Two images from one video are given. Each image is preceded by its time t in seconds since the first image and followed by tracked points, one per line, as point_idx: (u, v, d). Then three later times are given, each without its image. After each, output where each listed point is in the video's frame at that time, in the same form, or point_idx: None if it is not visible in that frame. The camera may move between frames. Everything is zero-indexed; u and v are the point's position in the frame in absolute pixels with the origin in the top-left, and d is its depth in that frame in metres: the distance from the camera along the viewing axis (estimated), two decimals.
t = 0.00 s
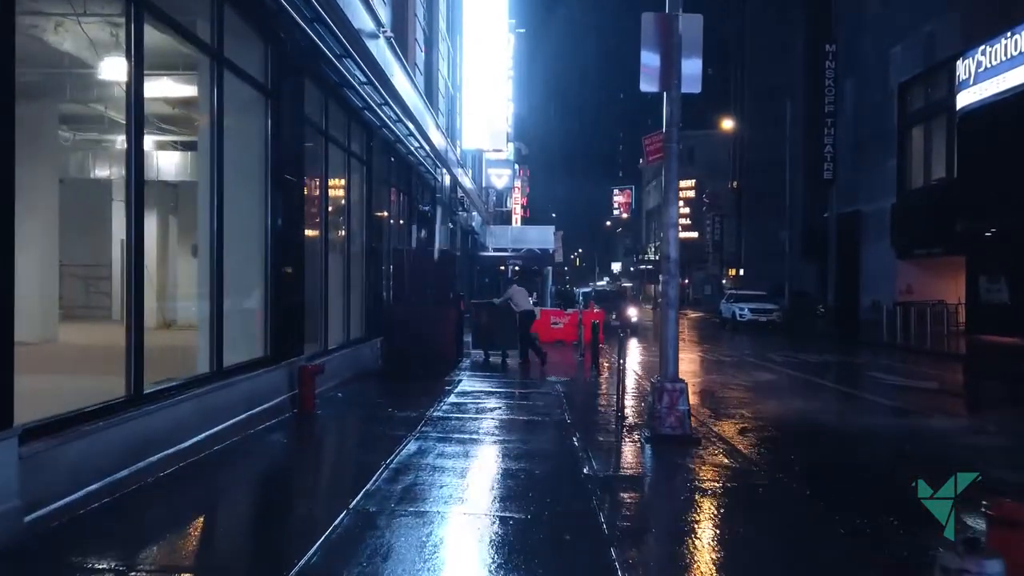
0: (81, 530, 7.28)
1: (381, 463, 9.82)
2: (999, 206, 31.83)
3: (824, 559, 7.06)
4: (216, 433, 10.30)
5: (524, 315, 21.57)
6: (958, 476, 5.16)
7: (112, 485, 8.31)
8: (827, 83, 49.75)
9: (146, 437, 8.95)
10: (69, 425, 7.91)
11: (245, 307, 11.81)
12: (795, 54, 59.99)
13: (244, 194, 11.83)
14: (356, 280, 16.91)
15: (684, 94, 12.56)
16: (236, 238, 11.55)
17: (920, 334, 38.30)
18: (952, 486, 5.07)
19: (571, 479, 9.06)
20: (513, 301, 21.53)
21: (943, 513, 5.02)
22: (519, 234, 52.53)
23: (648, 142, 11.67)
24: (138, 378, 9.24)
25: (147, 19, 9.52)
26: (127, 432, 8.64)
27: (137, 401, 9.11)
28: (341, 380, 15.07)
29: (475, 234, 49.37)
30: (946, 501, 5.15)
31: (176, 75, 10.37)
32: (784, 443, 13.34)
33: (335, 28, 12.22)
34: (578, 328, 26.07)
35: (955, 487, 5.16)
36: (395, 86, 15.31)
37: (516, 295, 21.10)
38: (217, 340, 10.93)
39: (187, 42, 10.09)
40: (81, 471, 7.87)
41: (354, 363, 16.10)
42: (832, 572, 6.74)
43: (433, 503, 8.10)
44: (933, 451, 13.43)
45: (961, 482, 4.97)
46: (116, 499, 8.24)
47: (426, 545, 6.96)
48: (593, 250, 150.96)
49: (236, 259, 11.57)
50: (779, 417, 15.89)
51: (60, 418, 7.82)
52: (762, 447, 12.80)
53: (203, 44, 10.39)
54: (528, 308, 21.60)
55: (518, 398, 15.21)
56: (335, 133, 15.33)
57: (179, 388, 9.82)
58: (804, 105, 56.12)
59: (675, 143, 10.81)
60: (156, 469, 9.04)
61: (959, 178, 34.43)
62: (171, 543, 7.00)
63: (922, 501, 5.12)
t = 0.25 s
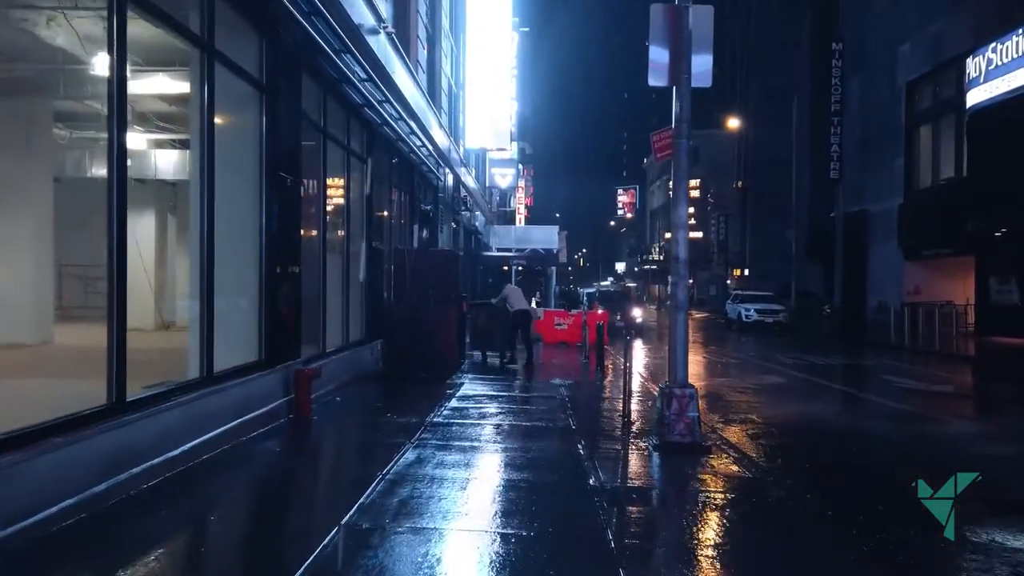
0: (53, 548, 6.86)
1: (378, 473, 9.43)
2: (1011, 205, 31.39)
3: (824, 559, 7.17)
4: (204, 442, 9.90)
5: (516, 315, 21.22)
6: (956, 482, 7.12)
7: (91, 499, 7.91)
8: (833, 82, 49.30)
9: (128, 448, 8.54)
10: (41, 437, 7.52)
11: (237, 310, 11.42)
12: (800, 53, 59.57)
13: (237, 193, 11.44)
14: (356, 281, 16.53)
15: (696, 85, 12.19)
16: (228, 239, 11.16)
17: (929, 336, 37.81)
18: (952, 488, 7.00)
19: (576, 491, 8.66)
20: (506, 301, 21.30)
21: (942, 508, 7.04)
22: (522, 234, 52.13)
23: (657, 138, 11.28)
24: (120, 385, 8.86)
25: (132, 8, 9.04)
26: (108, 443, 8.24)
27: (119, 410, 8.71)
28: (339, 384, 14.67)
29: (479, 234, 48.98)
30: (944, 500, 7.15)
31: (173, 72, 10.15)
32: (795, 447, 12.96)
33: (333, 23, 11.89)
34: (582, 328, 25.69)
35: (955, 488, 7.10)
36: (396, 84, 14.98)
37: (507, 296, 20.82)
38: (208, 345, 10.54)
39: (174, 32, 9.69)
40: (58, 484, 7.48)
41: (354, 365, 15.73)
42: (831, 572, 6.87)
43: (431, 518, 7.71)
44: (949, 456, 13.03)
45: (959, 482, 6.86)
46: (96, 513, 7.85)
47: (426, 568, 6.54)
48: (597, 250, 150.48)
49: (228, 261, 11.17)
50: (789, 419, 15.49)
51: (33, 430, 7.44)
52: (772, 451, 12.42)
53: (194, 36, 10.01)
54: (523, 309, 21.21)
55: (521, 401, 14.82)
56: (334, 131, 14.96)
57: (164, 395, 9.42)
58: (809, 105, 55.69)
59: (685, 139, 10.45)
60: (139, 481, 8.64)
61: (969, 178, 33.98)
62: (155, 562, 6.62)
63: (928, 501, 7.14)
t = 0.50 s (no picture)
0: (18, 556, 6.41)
1: (367, 477, 8.99)
2: (1017, 202, 30.96)
3: (825, 559, 6.89)
4: (185, 443, 9.44)
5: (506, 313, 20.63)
6: (954, 482, 7.34)
7: (59, 503, 7.43)
8: (836, 79, 48.87)
9: (101, 450, 8.05)
10: (5, 437, 7.02)
11: (222, 306, 10.95)
12: (803, 50, 59.13)
13: (222, 185, 10.98)
14: (349, 277, 16.09)
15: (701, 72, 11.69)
16: (212, 232, 10.70)
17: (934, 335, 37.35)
18: (952, 487, 7.20)
19: (576, 496, 8.22)
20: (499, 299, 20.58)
21: (942, 508, 7.25)
22: (523, 232, 51.70)
23: (660, 126, 10.84)
24: (92, 382, 8.30)
25: None
26: (78, 444, 7.75)
27: (89, 409, 8.20)
28: (331, 384, 14.22)
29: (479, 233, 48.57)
30: (944, 499, 7.34)
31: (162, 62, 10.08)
32: (803, 446, 12.53)
33: (325, 10, 11.49)
34: (583, 328, 25.25)
35: (953, 485, 7.26)
36: (392, 76, 14.59)
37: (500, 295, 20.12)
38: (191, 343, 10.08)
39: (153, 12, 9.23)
40: (23, 488, 7.01)
41: (348, 364, 15.30)
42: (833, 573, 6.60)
43: (420, 526, 7.27)
44: (961, 456, 12.59)
45: (959, 482, 7.08)
46: (67, 518, 7.38)
47: None
48: (598, 250, 150.00)
49: (213, 255, 10.71)
50: (796, 418, 15.05)
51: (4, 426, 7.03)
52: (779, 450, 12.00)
53: (173, 17, 9.56)
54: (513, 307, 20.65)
55: (519, 402, 14.37)
56: (326, 123, 14.51)
57: (140, 394, 8.95)
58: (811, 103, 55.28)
59: (690, 128, 10.03)
60: (114, 485, 8.17)
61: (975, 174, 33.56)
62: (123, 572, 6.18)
63: (926, 499, 7.32)
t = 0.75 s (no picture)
0: None
1: (357, 491, 8.66)
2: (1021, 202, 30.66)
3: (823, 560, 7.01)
4: (169, 455, 9.10)
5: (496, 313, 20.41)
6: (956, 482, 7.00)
7: (28, 524, 7.04)
8: (838, 78, 48.55)
9: (74, 467, 7.66)
10: None
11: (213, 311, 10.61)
12: (803, 49, 58.78)
13: (212, 187, 10.63)
14: (346, 279, 15.78)
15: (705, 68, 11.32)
16: (202, 236, 10.35)
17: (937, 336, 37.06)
18: (953, 487, 6.89)
19: (576, 513, 7.89)
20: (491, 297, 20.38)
21: (943, 509, 6.94)
22: (523, 233, 51.40)
23: (662, 124, 10.50)
24: (64, 394, 7.85)
25: None
26: (51, 462, 7.37)
27: (62, 423, 7.77)
28: (324, 388, 13.91)
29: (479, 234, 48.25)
30: (944, 500, 7.04)
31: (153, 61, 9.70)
32: (809, 450, 12.21)
33: (319, 7, 11.17)
34: (583, 330, 24.93)
35: (951, 487, 7.02)
36: (389, 74, 14.31)
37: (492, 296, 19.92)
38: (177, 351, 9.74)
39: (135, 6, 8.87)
40: None
41: (343, 368, 15.01)
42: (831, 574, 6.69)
43: (410, 548, 6.93)
44: (971, 460, 12.28)
45: (959, 482, 6.76)
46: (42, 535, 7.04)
47: None
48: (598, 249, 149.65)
49: (202, 260, 10.35)
50: (800, 421, 14.73)
51: None
52: (787, 453, 11.69)
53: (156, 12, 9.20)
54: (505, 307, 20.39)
55: (518, 408, 14.02)
56: (322, 122, 14.16)
57: (120, 404, 8.59)
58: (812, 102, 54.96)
59: (694, 127, 9.72)
60: (92, 501, 7.81)
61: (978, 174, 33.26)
62: None
63: (927, 501, 7.00)
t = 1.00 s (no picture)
0: None
1: (341, 496, 8.27)
2: None
3: (824, 558, 6.74)
4: (144, 458, 8.67)
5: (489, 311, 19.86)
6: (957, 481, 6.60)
7: None
8: (840, 76, 48.13)
9: (38, 470, 7.25)
10: None
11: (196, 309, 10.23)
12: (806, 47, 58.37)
13: (194, 179, 10.24)
14: (340, 277, 15.42)
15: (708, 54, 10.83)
16: (184, 230, 9.97)
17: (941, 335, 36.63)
18: (953, 486, 6.47)
19: (574, 520, 7.47)
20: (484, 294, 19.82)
21: (944, 509, 6.55)
22: (523, 232, 51.01)
23: (664, 112, 10.14)
24: (27, 390, 7.41)
25: None
26: (9, 465, 6.92)
27: (24, 422, 7.30)
28: (316, 387, 13.54)
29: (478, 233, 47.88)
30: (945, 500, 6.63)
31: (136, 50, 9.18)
32: (816, 450, 11.83)
33: None
34: (583, 329, 24.56)
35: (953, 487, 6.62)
36: (384, 65, 13.96)
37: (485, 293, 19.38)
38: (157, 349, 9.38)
39: None
40: None
41: (336, 367, 14.64)
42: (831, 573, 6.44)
43: (394, 558, 6.52)
44: (983, 459, 11.91)
45: (960, 482, 6.37)
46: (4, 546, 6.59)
47: None
48: (599, 249, 149.18)
49: (184, 254, 9.96)
50: (806, 420, 14.37)
51: None
52: (792, 453, 11.31)
53: None
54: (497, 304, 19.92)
55: (514, 408, 13.62)
56: (315, 115, 13.79)
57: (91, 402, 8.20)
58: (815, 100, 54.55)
59: (697, 115, 9.34)
60: (55, 508, 7.37)
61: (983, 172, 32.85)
62: None
63: (926, 502, 6.59)
